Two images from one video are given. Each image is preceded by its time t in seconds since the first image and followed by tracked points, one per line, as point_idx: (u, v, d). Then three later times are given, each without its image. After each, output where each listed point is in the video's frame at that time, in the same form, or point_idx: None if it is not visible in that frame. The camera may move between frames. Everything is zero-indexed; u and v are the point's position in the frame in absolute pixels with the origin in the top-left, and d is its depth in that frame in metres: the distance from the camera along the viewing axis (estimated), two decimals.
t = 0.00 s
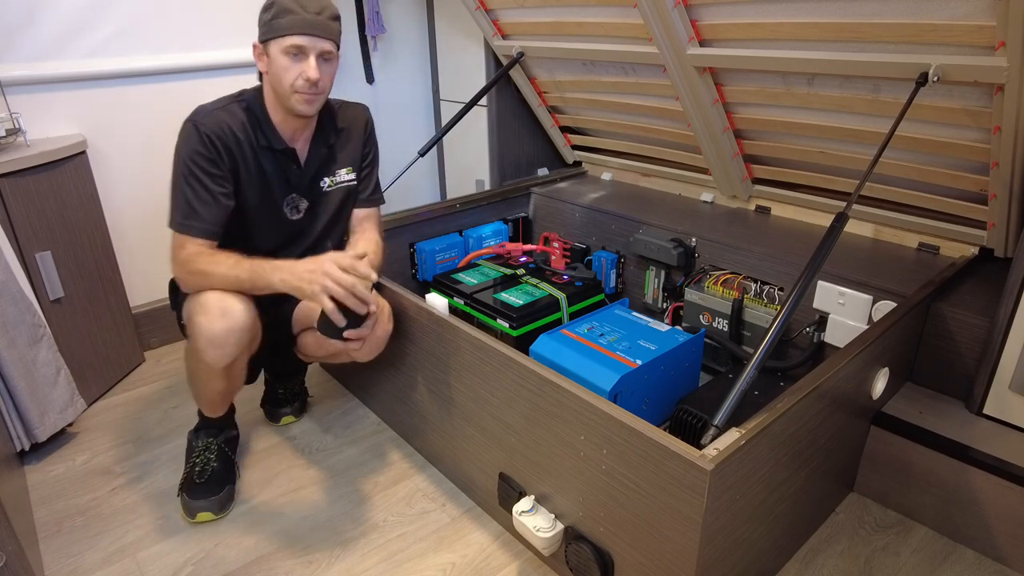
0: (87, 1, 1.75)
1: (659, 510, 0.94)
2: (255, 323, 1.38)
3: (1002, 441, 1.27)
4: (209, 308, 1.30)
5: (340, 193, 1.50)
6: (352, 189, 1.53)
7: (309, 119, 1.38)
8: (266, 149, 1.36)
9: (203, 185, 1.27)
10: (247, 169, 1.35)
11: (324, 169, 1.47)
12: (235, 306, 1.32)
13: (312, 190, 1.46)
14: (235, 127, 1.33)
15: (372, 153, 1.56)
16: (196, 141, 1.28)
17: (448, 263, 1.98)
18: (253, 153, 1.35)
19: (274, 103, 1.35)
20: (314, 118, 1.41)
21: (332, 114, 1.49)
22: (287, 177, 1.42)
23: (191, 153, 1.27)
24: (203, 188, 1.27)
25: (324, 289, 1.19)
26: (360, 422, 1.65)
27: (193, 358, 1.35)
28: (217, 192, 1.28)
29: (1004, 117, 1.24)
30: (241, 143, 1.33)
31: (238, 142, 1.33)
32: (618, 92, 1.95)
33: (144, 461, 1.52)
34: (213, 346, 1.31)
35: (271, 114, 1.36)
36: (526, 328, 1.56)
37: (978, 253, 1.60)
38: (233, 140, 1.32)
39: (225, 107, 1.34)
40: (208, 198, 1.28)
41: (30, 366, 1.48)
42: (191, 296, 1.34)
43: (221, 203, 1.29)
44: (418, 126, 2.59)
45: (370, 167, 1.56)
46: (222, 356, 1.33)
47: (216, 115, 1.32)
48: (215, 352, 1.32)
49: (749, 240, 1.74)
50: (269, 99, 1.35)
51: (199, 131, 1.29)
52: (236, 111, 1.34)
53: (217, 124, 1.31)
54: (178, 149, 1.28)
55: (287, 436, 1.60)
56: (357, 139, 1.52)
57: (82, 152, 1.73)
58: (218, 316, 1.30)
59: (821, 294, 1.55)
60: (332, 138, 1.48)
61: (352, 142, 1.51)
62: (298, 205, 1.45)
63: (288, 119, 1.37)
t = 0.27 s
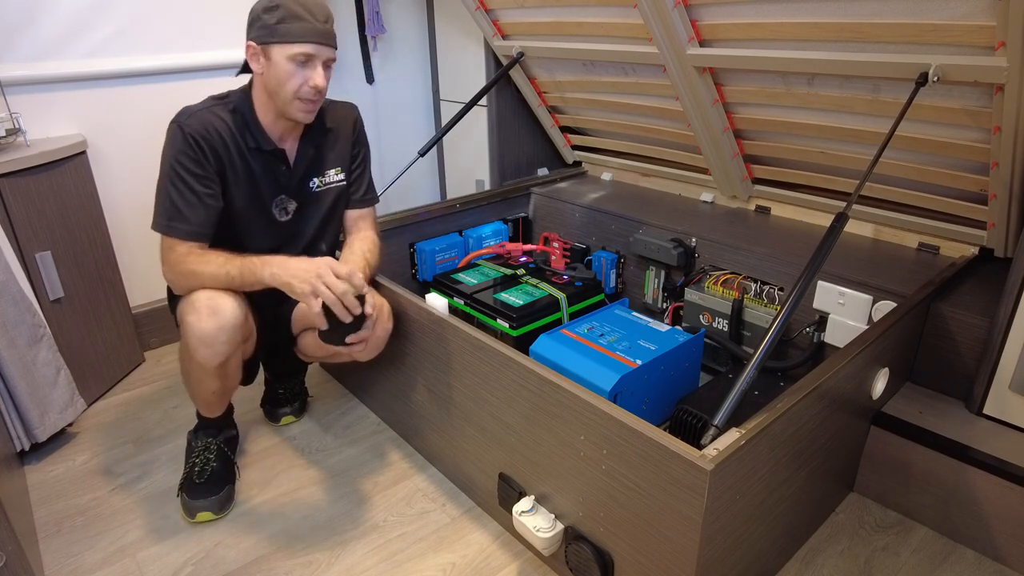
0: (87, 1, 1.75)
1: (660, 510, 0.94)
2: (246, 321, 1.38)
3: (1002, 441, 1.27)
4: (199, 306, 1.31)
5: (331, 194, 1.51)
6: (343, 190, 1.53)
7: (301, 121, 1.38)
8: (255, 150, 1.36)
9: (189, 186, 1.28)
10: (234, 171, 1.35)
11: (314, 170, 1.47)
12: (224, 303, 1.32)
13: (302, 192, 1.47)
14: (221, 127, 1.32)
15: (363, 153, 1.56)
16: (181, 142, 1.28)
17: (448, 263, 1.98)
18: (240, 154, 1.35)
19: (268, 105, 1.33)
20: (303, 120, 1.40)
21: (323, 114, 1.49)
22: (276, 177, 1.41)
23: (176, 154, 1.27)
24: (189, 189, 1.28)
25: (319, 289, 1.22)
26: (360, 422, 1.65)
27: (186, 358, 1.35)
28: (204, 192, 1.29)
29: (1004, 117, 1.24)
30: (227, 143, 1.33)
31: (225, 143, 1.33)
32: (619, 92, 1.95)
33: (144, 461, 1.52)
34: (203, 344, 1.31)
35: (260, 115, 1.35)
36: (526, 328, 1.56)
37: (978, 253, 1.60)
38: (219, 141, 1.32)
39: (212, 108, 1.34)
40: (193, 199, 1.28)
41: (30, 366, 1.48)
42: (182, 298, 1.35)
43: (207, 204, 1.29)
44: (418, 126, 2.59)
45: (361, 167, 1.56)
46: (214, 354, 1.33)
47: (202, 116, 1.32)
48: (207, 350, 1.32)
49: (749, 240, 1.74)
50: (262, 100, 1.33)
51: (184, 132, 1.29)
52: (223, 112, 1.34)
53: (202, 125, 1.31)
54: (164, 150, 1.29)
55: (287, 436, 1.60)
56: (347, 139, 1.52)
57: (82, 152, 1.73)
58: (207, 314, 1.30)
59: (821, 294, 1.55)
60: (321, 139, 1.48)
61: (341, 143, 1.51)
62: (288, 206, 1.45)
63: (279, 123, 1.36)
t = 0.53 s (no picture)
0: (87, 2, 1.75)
1: (660, 510, 0.94)
2: (250, 322, 1.40)
3: (1002, 441, 1.27)
4: (204, 307, 1.31)
5: (329, 195, 1.51)
6: (341, 191, 1.54)
7: (299, 124, 1.37)
8: (252, 153, 1.36)
9: (185, 190, 1.27)
10: (231, 174, 1.35)
11: (311, 172, 1.47)
12: (230, 303, 1.33)
13: (300, 194, 1.47)
14: (216, 131, 1.32)
15: (361, 154, 1.56)
16: (176, 146, 1.28)
17: (448, 263, 1.98)
18: (237, 157, 1.35)
19: (269, 107, 1.32)
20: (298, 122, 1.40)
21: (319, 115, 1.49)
22: (273, 179, 1.41)
23: (171, 159, 1.27)
24: (184, 194, 1.27)
25: (308, 294, 1.23)
26: (360, 422, 1.65)
27: (191, 359, 1.36)
28: (200, 196, 1.28)
29: (1004, 117, 1.24)
30: (223, 146, 1.33)
31: (221, 146, 1.33)
32: (619, 92, 1.95)
33: (144, 461, 1.52)
34: (210, 344, 1.32)
35: (257, 117, 1.34)
36: (526, 328, 1.56)
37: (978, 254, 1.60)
38: (215, 144, 1.32)
39: (207, 111, 1.34)
40: (189, 203, 1.27)
41: (30, 366, 1.48)
42: (184, 300, 1.36)
43: (203, 207, 1.29)
44: (418, 126, 2.59)
45: (359, 168, 1.56)
46: (220, 355, 1.34)
47: (196, 120, 1.31)
48: (213, 351, 1.33)
49: (750, 240, 1.74)
50: (262, 103, 1.32)
51: (179, 136, 1.28)
52: (218, 116, 1.34)
53: (197, 129, 1.30)
54: (160, 155, 1.28)
55: (287, 436, 1.60)
56: (344, 139, 1.52)
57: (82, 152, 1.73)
58: (214, 314, 1.31)
59: (822, 295, 1.55)
60: (319, 141, 1.48)
61: (338, 144, 1.51)
62: (287, 209, 1.46)
63: (277, 125, 1.35)
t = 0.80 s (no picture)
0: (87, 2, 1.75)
1: (660, 510, 0.94)
2: (243, 325, 1.40)
3: (1002, 441, 1.27)
4: (195, 312, 1.32)
5: (329, 196, 1.51)
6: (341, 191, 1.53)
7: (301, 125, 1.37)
8: (253, 155, 1.35)
9: (184, 193, 1.27)
10: (232, 176, 1.35)
11: (312, 172, 1.47)
12: (221, 308, 1.33)
13: (301, 194, 1.47)
14: (217, 133, 1.32)
15: (361, 154, 1.56)
16: (177, 149, 1.27)
17: (448, 263, 1.98)
18: (239, 160, 1.34)
19: (273, 110, 1.31)
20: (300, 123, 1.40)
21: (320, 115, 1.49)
22: (276, 181, 1.41)
23: (172, 162, 1.27)
24: (184, 197, 1.27)
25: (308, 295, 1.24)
26: (360, 422, 1.65)
27: (184, 363, 1.36)
28: (200, 199, 1.28)
29: (1004, 117, 1.24)
30: (224, 149, 1.33)
31: (222, 149, 1.32)
32: (619, 92, 1.95)
33: (144, 461, 1.52)
34: (201, 349, 1.32)
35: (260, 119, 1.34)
36: (526, 328, 1.56)
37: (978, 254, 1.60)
38: (216, 147, 1.32)
39: (208, 114, 1.34)
40: (188, 206, 1.27)
41: (30, 366, 1.48)
42: (177, 304, 1.36)
43: (202, 211, 1.28)
44: (418, 126, 2.59)
45: (359, 168, 1.56)
46: (212, 360, 1.34)
47: (197, 122, 1.31)
48: (204, 355, 1.33)
49: (750, 240, 1.74)
50: (267, 105, 1.31)
51: (180, 139, 1.28)
52: (219, 119, 1.34)
53: (198, 131, 1.30)
54: (160, 158, 1.28)
55: (287, 436, 1.60)
56: (344, 139, 1.52)
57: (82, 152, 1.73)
58: (204, 319, 1.32)
59: (822, 295, 1.55)
60: (320, 141, 1.47)
61: (339, 144, 1.51)
62: (289, 210, 1.45)
63: (280, 126, 1.35)
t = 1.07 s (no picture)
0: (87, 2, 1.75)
1: (659, 510, 0.94)
2: (236, 327, 1.39)
3: (1002, 441, 1.27)
4: (187, 314, 1.31)
5: (328, 199, 1.51)
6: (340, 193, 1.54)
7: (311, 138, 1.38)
8: (258, 162, 1.35)
9: (185, 197, 1.27)
10: (234, 181, 1.34)
11: (313, 176, 1.46)
12: (213, 310, 1.33)
13: (302, 199, 1.46)
14: (222, 138, 1.32)
15: (359, 157, 1.57)
16: (181, 152, 1.27)
17: (448, 263, 1.98)
18: (243, 166, 1.34)
19: (285, 125, 1.32)
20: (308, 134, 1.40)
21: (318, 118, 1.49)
22: (279, 187, 1.41)
23: (174, 164, 1.26)
24: (184, 200, 1.27)
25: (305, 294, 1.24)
26: (360, 422, 1.65)
27: (177, 364, 1.36)
28: (200, 204, 1.28)
29: (1004, 117, 1.24)
30: (229, 154, 1.32)
31: (226, 154, 1.32)
32: (619, 91, 1.95)
33: (144, 461, 1.52)
34: (193, 351, 1.32)
35: (268, 129, 1.34)
36: (526, 328, 1.56)
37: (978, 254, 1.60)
38: (221, 152, 1.31)
39: (216, 118, 1.33)
40: (188, 210, 1.27)
41: (30, 366, 1.48)
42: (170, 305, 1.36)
43: (201, 215, 1.28)
44: (418, 126, 2.59)
45: (357, 171, 1.56)
46: (205, 361, 1.34)
47: (203, 126, 1.31)
48: (197, 357, 1.33)
49: (750, 240, 1.74)
50: (278, 120, 1.31)
51: (185, 143, 1.28)
52: (226, 124, 1.33)
53: (204, 134, 1.30)
54: (163, 159, 1.28)
55: (287, 436, 1.60)
56: (343, 142, 1.52)
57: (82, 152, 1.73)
58: (196, 322, 1.31)
59: (821, 295, 1.55)
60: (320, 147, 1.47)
61: (339, 148, 1.51)
62: (291, 216, 1.45)
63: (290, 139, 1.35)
